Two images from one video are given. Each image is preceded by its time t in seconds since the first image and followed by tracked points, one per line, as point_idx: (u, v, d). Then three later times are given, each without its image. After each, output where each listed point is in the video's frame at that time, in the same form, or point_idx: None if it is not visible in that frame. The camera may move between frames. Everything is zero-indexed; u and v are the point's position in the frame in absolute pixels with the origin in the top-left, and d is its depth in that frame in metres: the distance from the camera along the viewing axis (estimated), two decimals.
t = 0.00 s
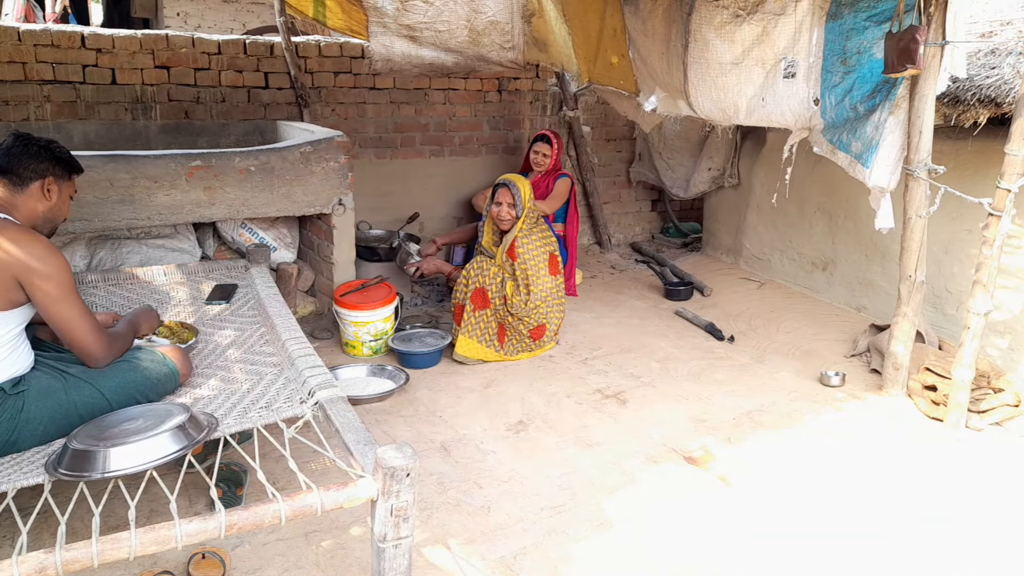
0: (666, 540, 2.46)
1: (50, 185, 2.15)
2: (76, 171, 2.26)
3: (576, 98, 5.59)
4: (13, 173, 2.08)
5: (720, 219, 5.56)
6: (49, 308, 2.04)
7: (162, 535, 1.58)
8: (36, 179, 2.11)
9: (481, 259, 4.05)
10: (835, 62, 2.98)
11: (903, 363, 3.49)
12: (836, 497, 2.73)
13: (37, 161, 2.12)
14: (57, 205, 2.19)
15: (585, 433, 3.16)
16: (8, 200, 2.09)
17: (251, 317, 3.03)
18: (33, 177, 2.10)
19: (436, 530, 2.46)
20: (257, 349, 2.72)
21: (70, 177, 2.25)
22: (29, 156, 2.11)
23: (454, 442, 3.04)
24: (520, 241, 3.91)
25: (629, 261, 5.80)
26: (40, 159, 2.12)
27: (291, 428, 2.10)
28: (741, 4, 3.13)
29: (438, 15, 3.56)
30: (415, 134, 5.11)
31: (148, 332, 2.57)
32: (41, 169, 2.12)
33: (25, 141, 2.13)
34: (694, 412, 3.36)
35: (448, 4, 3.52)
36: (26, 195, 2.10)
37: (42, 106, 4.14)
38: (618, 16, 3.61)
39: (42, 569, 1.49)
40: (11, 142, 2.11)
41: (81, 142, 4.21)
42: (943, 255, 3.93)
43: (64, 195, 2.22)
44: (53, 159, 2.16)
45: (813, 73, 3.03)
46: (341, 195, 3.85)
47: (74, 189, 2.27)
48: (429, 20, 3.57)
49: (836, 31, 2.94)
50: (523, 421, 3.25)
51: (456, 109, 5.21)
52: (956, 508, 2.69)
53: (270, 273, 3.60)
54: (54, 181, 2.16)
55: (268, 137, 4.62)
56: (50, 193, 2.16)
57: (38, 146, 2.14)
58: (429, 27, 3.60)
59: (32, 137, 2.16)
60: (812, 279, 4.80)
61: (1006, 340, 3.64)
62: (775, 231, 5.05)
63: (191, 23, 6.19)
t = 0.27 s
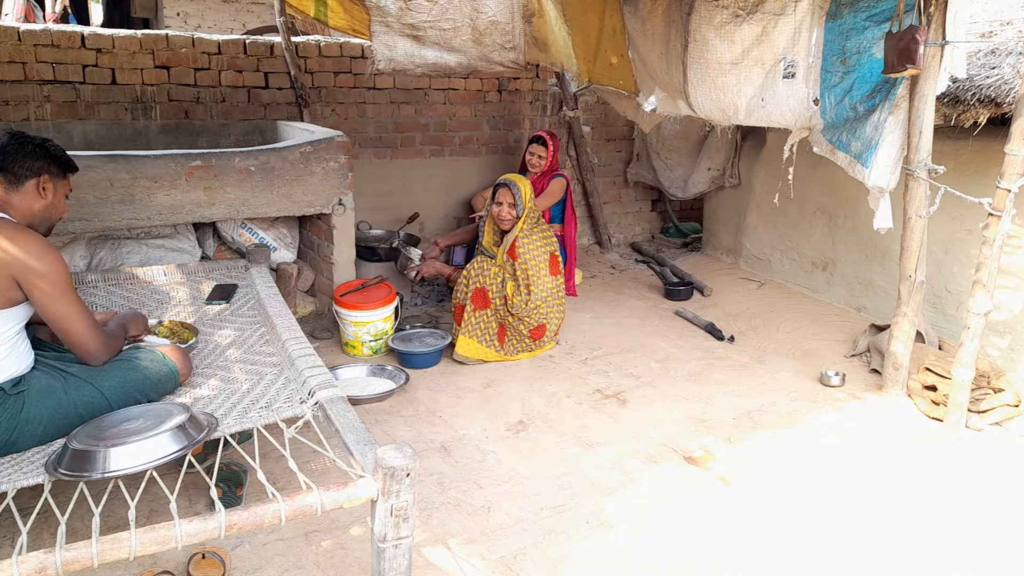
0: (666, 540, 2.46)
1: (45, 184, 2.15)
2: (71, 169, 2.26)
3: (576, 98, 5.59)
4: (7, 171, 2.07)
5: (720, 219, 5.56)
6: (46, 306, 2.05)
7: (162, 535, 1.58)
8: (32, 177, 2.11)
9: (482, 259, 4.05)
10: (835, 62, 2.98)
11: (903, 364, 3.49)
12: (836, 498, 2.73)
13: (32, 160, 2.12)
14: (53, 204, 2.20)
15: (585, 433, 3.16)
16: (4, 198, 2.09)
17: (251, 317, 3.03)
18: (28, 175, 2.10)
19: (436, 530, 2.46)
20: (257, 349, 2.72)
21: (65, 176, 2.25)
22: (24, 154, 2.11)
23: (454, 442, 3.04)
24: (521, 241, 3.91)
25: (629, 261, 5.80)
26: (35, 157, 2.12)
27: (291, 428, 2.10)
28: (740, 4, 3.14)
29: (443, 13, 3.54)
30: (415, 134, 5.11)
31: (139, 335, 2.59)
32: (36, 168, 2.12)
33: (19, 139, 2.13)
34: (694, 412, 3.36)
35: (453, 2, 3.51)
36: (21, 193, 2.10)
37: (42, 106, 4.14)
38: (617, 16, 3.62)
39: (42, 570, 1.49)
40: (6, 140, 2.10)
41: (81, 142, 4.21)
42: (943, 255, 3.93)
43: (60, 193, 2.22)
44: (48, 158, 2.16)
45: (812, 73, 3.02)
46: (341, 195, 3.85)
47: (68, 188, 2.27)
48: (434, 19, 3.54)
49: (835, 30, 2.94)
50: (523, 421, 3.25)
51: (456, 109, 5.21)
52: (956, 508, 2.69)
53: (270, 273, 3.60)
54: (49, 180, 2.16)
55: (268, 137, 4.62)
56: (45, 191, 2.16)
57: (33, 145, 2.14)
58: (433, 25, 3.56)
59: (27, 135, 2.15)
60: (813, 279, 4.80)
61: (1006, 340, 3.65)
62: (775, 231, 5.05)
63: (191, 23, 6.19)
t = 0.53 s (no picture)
0: (666, 540, 2.47)
1: (40, 182, 2.15)
2: (68, 166, 2.25)
3: (576, 98, 5.60)
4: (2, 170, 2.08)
5: (720, 219, 5.57)
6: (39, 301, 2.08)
7: (162, 535, 1.58)
8: (27, 176, 2.12)
9: (482, 259, 4.05)
10: (834, 62, 2.99)
11: (903, 364, 3.49)
12: (835, 497, 2.73)
13: (27, 159, 2.11)
14: (50, 202, 2.20)
15: (585, 433, 3.16)
16: None
17: (252, 317, 3.03)
18: (23, 174, 2.11)
19: (436, 529, 2.47)
20: (257, 349, 2.72)
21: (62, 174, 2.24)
22: (19, 153, 2.11)
23: (455, 442, 3.05)
24: (521, 241, 3.92)
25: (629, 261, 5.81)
26: (29, 156, 2.12)
27: (292, 428, 2.11)
28: (740, 4, 3.15)
29: (446, 12, 3.57)
30: (415, 134, 5.12)
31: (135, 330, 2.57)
32: (31, 166, 2.12)
33: (13, 138, 2.11)
34: (694, 412, 3.36)
35: None
36: (17, 192, 2.11)
37: (43, 106, 4.15)
38: (616, 17, 3.64)
39: (42, 569, 1.49)
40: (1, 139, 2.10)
41: (82, 142, 4.22)
42: (943, 255, 3.94)
43: (57, 192, 2.22)
44: (44, 156, 2.16)
45: (812, 73, 3.01)
46: (341, 195, 3.86)
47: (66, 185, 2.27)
48: (437, 17, 3.56)
49: (836, 31, 2.95)
50: (524, 421, 3.26)
51: (456, 109, 5.22)
52: (955, 508, 2.69)
53: (271, 273, 3.61)
54: (45, 178, 2.16)
55: (269, 137, 4.63)
56: (42, 189, 2.16)
57: (27, 143, 2.13)
58: (436, 23, 3.58)
59: (22, 134, 2.15)
60: (813, 279, 4.80)
61: (1005, 340, 3.65)
62: (775, 231, 5.06)
63: (191, 23, 6.20)
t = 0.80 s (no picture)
0: (666, 540, 2.47)
1: (56, 187, 2.15)
2: (83, 171, 2.25)
3: (576, 98, 5.60)
4: (19, 174, 2.08)
5: (720, 219, 5.57)
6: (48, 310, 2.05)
7: (162, 534, 1.58)
8: (43, 179, 2.12)
9: (482, 259, 4.05)
10: (835, 62, 2.99)
11: (903, 364, 3.49)
12: (835, 497, 2.73)
13: (44, 162, 2.12)
14: (65, 205, 2.20)
15: (585, 433, 3.16)
16: (14, 202, 2.09)
17: (251, 317, 3.03)
18: (40, 178, 2.11)
19: (436, 530, 2.47)
20: (257, 349, 2.72)
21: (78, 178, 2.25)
22: (35, 157, 2.11)
23: (454, 442, 3.05)
24: (521, 241, 3.91)
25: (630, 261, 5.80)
26: (46, 159, 2.13)
27: (292, 428, 2.11)
28: (740, 4, 3.15)
29: (447, 11, 3.58)
30: (415, 134, 5.12)
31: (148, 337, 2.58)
32: (47, 170, 2.13)
33: (32, 141, 2.14)
34: (693, 412, 3.36)
35: None
36: (31, 196, 2.11)
37: (43, 106, 4.15)
38: (616, 18, 3.59)
39: (42, 569, 1.49)
40: (19, 143, 2.12)
41: (82, 141, 4.22)
42: (943, 255, 3.94)
43: (72, 196, 2.22)
44: (61, 160, 2.16)
45: (812, 73, 3.01)
46: (341, 195, 3.86)
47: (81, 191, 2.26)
48: (438, 17, 3.57)
49: (836, 30, 2.94)
50: (523, 421, 3.26)
51: (457, 109, 5.22)
52: (955, 508, 2.69)
53: (271, 273, 3.61)
54: (61, 183, 2.16)
55: (269, 137, 4.61)
56: (57, 194, 2.16)
57: (45, 148, 2.14)
58: (437, 23, 3.59)
59: (38, 138, 2.16)
60: (813, 279, 4.80)
61: (1005, 340, 3.65)
62: (775, 231, 5.05)
63: (191, 23, 6.20)
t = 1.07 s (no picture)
0: (666, 540, 2.47)
1: (52, 187, 2.14)
2: (82, 172, 2.26)
3: (576, 98, 5.61)
4: (16, 173, 2.09)
5: (720, 219, 5.56)
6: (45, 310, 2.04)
7: (162, 535, 1.58)
8: (39, 180, 2.11)
9: (482, 259, 4.04)
10: (835, 62, 2.98)
11: (903, 364, 3.49)
12: (834, 497, 2.73)
13: (41, 162, 2.12)
14: (62, 207, 2.19)
15: (585, 433, 3.16)
16: (10, 200, 2.09)
17: (251, 317, 3.03)
18: (36, 178, 2.11)
19: (436, 530, 2.47)
20: (257, 349, 2.72)
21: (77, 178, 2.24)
22: (33, 157, 2.11)
23: (455, 442, 3.04)
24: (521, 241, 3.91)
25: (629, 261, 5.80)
26: (43, 160, 2.13)
27: (291, 428, 2.10)
28: (740, 4, 3.15)
29: (447, 11, 3.56)
30: (415, 134, 5.12)
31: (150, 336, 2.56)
32: (44, 171, 2.12)
33: (30, 141, 2.14)
34: (693, 412, 3.36)
35: None
36: (27, 196, 2.10)
37: (42, 106, 4.14)
38: (616, 17, 3.66)
39: (42, 570, 1.49)
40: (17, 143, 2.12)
41: (82, 141, 4.22)
42: (943, 256, 3.93)
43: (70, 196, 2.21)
44: (59, 161, 2.16)
45: (812, 73, 3.02)
46: (341, 194, 3.86)
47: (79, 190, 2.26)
48: (438, 17, 3.55)
49: (836, 30, 2.94)
50: (524, 421, 3.25)
51: (457, 109, 5.22)
52: (955, 508, 2.69)
53: (271, 273, 3.61)
54: (58, 183, 2.16)
55: (268, 137, 4.62)
56: (53, 195, 2.16)
57: (44, 148, 2.14)
58: (437, 23, 3.57)
59: (39, 138, 2.16)
60: (813, 279, 4.80)
61: (1005, 340, 3.65)
62: (776, 231, 5.05)
63: (191, 23, 6.20)
